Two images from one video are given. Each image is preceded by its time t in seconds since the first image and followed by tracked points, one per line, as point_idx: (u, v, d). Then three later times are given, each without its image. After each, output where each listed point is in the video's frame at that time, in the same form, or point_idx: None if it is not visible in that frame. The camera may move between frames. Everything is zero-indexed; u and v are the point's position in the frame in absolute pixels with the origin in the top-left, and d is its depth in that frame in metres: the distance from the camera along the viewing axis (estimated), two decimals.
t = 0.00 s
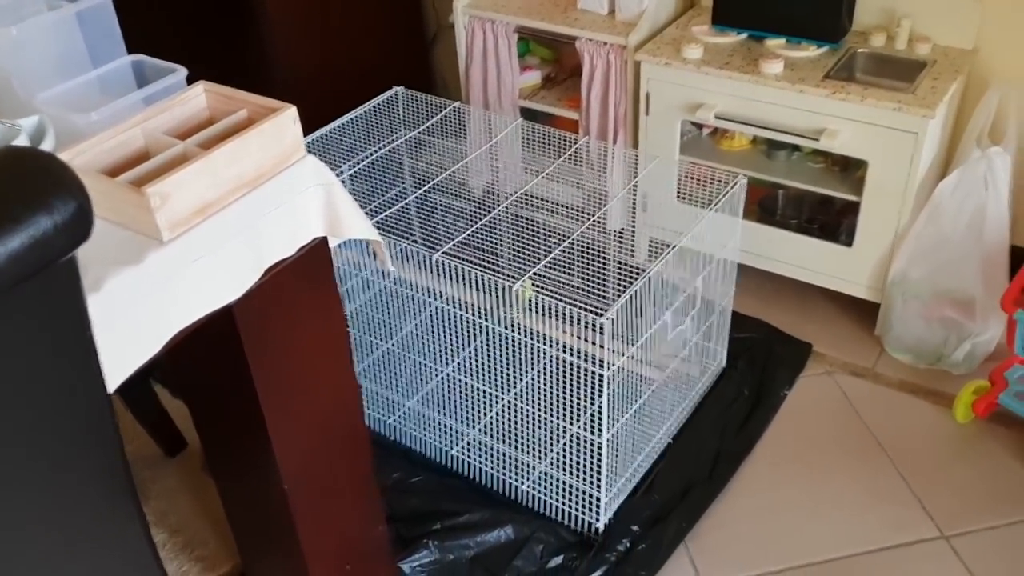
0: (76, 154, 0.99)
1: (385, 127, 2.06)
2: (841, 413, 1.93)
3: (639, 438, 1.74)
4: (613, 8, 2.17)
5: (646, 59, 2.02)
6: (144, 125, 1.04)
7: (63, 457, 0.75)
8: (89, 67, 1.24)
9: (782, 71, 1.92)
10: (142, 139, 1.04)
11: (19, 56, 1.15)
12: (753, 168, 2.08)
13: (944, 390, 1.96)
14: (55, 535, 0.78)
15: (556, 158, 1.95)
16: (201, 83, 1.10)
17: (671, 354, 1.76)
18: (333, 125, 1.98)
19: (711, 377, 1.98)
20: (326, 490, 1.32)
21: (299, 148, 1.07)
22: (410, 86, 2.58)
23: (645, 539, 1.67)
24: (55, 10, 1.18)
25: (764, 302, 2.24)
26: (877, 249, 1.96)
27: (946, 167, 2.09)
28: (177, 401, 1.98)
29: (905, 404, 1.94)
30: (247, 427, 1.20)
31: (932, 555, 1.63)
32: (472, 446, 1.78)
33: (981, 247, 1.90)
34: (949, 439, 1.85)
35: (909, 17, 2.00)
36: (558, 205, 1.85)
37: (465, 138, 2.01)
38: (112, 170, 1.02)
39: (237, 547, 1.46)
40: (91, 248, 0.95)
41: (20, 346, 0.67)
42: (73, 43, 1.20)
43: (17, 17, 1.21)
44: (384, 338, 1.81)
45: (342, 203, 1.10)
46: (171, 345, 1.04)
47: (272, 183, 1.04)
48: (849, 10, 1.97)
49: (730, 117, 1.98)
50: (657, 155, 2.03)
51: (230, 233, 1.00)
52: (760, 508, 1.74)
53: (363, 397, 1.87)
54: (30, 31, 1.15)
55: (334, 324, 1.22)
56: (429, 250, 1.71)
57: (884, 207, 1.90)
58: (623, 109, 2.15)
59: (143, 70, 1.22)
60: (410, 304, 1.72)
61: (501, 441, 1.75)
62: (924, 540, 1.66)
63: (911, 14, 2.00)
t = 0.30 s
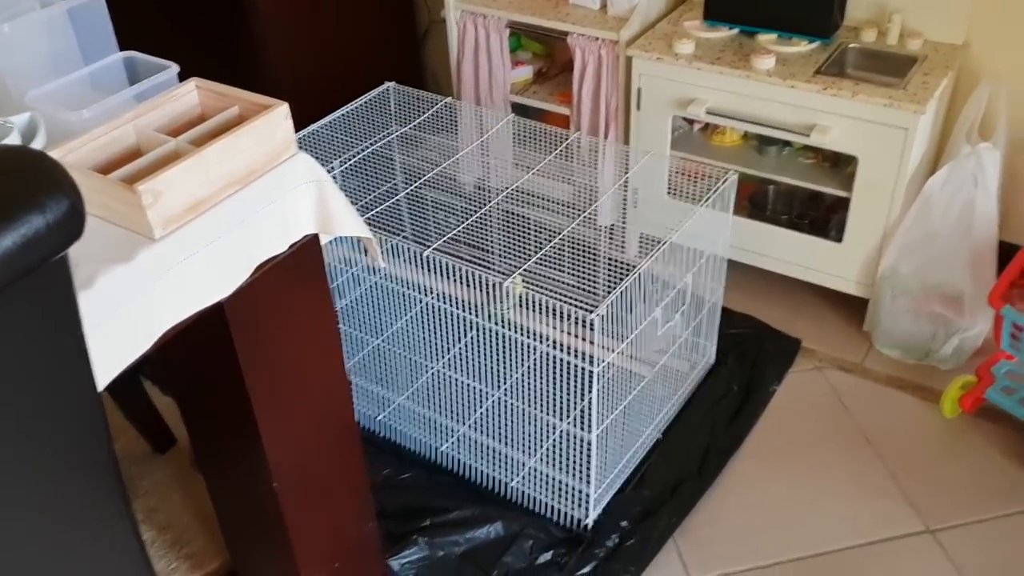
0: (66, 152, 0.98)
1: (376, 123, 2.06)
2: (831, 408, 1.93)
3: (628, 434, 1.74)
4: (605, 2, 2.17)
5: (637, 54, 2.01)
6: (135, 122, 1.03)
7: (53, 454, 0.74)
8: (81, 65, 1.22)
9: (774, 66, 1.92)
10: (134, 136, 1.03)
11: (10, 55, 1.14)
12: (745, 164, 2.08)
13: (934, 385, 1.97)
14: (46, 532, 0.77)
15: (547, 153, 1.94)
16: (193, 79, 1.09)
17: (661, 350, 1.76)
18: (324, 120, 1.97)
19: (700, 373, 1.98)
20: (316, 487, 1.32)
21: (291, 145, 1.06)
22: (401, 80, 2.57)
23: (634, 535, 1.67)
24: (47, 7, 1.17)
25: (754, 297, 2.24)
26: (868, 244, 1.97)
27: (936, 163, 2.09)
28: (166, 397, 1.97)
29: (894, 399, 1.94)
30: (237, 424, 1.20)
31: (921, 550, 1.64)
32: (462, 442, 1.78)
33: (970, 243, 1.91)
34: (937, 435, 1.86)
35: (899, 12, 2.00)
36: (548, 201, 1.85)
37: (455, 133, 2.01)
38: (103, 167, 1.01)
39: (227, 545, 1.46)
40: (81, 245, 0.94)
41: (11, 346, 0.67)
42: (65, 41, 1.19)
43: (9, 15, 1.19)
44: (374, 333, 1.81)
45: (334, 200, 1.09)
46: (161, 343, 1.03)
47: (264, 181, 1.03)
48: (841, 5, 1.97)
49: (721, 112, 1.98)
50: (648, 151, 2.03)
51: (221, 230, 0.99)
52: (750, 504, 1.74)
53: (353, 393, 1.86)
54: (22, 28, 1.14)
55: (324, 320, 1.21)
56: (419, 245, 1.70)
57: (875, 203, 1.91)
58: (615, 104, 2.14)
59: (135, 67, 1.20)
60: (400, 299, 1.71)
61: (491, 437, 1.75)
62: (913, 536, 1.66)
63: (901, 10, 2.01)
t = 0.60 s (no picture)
0: (64, 156, 0.99)
1: (371, 124, 2.06)
2: (825, 409, 1.95)
3: (623, 436, 1.75)
4: (600, 5, 2.18)
5: (632, 57, 2.02)
6: (132, 126, 1.04)
7: (52, 458, 0.75)
8: (79, 70, 1.22)
9: (767, 69, 1.93)
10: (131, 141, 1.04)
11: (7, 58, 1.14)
12: (739, 165, 2.09)
13: (927, 387, 1.98)
14: (46, 535, 0.78)
15: (542, 154, 1.95)
16: (190, 84, 1.10)
17: (656, 351, 1.77)
18: (320, 122, 1.97)
19: (695, 374, 1.99)
20: (313, 487, 1.32)
21: (288, 150, 1.07)
22: (397, 82, 2.58)
23: (629, 536, 1.68)
24: (45, 12, 1.17)
25: (749, 298, 2.25)
26: (861, 245, 1.98)
27: (929, 165, 2.10)
28: (163, 396, 1.98)
29: (888, 401, 1.95)
30: (234, 426, 1.20)
31: (914, 552, 1.65)
32: (457, 443, 1.78)
33: (963, 245, 1.91)
34: (931, 436, 1.87)
35: (892, 15, 2.02)
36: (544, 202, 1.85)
37: (450, 133, 2.01)
38: (101, 171, 1.02)
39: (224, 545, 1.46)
40: (80, 249, 0.94)
41: (12, 351, 0.67)
42: (61, 44, 1.19)
43: (8, 20, 1.19)
44: (370, 334, 1.81)
45: (330, 202, 1.09)
46: (159, 346, 1.04)
47: (260, 185, 1.04)
48: (834, 8, 1.98)
49: (715, 114, 1.99)
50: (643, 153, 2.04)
51: (219, 234, 0.99)
52: (745, 505, 1.75)
53: (348, 393, 1.87)
54: (21, 34, 1.14)
55: (320, 323, 1.21)
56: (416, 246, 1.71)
57: (868, 204, 1.92)
58: (609, 106, 2.15)
59: (132, 73, 1.20)
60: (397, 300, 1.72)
61: (486, 438, 1.75)
62: (907, 537, 1.68)
63: (894, 13, 2.02)
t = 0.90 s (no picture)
0: (66, 167, 0.99)
1: (373, 133, 2.06)
2: (828, 420, 1.94)
3: (625, 446, 1.74)
4: (602, 15, 2.18)
5: (634, 67, 2.03)
6: (134, 137, 1.04)
7: (52, 469, 0.75)
8: (81, 79, 1.22)
9: (770, 79, 1.93)
10: (133, 150, 1.04)
11: (11, 67, 1.14)
12: (742, 176, 2.09)
13: (930, 398, 1.98)
14: (46, 546, 0.78)
15: (544, 164, 1.95)
16: (192, 94, 1.10)
17: (658, 362, 1.77)
18: (322, 131, 1.97)
19: (697, 384, 1.99)
20: (313, 496, 1.32)
21: (290, 160, 1.07)
22: (400, 91, 2.58)
23: (630, 548, 1.67)
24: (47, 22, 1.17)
25: (751, 308, 2.25)
26: (864, 256, 1.98)
27: (932, 175, 2.10)
28: (164, 404, 1.97)
29: (891, 411, 1.95)
30: (235, 437, 1.20)
31: (916, 563, 1.64)
32: (458, 453, 1.78)
33: (967, 256, 1.91)
34: (933, 447, 1.87)
35: (896, 26, 2.02)
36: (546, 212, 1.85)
37: (452, 143, 2.01)
38: (104, 182, 1.02)
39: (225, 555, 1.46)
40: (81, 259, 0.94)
41: (12, 362, 0.67)
42: (65, 54, 1.19)
43: (10, 29, 1.19)
44: (371, 344, 1.81)
45: (332, 213, 1.09)
46: (160, 356, 1.04)
47: (262, 196, 1.04)
48: (837, 19, 1.98)
49: (717, 124, 2.00)
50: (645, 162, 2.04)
51: (220, 245, 0.99)
52: (746, 515, 1.75)
53: (349, 403, 1.87)
54: (23, 43, 1.14)
55: (322, 332, 1.21)
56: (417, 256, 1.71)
57: (870, 215, 1.92)
58: (612, 117, 2.15)
59: (135, 83, 1.21)
60: (398, 311, 1.72)
61: (487, 448, 1.75)
62: (909, 548, 1.67)
63: (898, 23, 2.02)
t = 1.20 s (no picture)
0: (67, 164, 0.99)
1: (375, 131, 2.07)
2: (833, 415, 1.94)
3: (629, 442, 1.74)
4: (604, 10, 2.18)
5: (636, 62, 2.02)
6: (135, 134, 1.04)
7: (54, 465, 0.75)
8: (81, 77, 1.22)
9: (773, 74, 1.93)
10: (134, 148, 1.04)
11: (14, 65, 1.14)
12: (745, 170, 2.08)
13: (935, 393, 1.97)
14: (49, 541, 0.78)
15: (546, 160, 1.95)
16: (192, 90, 1.10)
17: (661, 358, 1.76)
18: (324, 129, 1.98)
19: (701, 380, 1.99)
20: (317, 493, 1.32)
21: (290, 157, 1.07)
22: (402, 89, 2.58)
23: (634, 543, 1.67)
24: (47, 21, 1.17)
25: (755, 304, 2.25)
26: (868, 250, 1.97)
27: (937, 169, 2.10)
28: (169, 402, 1.98)
29: (896, 407, 1.94)
30: (238, 434, 1.20)
31: (922, 558, 1.64)
32: (462, 449, 1.78)
33: (971, 250, 1.90)
34: (939, 442, 1.86)
35: (900, 19, 2.01)
36: (548, 208, 1.85)
37: (454, 140, 2.01)
38: (105, 179, 1.02)
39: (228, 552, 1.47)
40: (82, 257, 0.95)
41: (14, 358, 0.68)
42: (65, 52, 1.19)
43: (10, 28, 1.19)
44: (374, 340, 1.81)
45: (333, 210, 1.09)
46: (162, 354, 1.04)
47: (263, 192, 1.04)
48: (840, 12, 1.97)
49: (720, 119, 1.99)
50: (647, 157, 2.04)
51: (220, 242, 0.99)
52: (751, 510, 1.75)
53: (353, 400, 1.87)
54: (23, 42, 1.14)
55: (323, 328, 1.21)
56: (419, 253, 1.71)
57: (875, 209, 1.91)
58: (614, 113, 2.15)
59: (135, 81, 1.21)
60: (401, 308, 1.72)
61: (491, 444, 1.75)
62: (915, 543, 1.67)
63: (902, 16, 2.01)
